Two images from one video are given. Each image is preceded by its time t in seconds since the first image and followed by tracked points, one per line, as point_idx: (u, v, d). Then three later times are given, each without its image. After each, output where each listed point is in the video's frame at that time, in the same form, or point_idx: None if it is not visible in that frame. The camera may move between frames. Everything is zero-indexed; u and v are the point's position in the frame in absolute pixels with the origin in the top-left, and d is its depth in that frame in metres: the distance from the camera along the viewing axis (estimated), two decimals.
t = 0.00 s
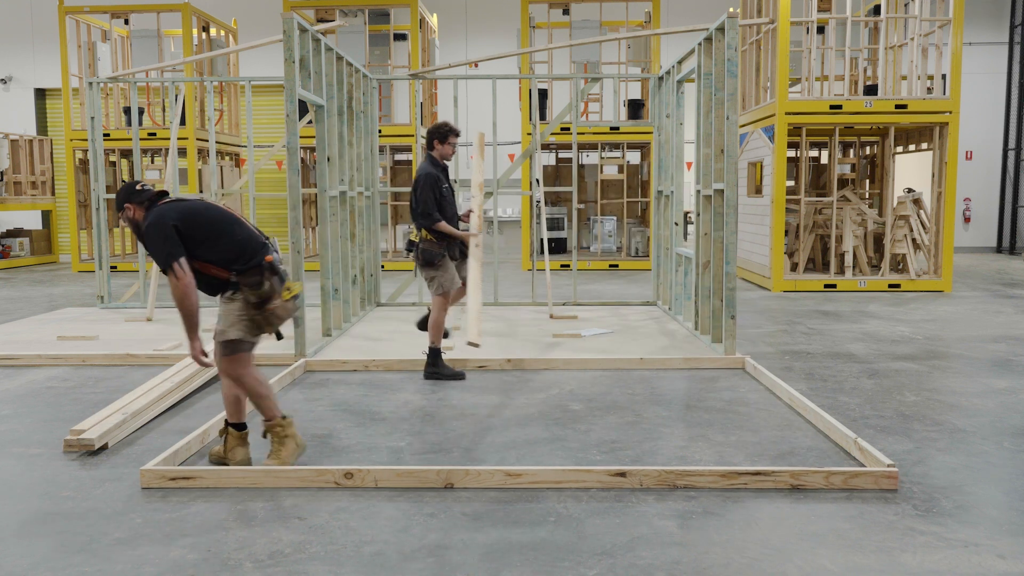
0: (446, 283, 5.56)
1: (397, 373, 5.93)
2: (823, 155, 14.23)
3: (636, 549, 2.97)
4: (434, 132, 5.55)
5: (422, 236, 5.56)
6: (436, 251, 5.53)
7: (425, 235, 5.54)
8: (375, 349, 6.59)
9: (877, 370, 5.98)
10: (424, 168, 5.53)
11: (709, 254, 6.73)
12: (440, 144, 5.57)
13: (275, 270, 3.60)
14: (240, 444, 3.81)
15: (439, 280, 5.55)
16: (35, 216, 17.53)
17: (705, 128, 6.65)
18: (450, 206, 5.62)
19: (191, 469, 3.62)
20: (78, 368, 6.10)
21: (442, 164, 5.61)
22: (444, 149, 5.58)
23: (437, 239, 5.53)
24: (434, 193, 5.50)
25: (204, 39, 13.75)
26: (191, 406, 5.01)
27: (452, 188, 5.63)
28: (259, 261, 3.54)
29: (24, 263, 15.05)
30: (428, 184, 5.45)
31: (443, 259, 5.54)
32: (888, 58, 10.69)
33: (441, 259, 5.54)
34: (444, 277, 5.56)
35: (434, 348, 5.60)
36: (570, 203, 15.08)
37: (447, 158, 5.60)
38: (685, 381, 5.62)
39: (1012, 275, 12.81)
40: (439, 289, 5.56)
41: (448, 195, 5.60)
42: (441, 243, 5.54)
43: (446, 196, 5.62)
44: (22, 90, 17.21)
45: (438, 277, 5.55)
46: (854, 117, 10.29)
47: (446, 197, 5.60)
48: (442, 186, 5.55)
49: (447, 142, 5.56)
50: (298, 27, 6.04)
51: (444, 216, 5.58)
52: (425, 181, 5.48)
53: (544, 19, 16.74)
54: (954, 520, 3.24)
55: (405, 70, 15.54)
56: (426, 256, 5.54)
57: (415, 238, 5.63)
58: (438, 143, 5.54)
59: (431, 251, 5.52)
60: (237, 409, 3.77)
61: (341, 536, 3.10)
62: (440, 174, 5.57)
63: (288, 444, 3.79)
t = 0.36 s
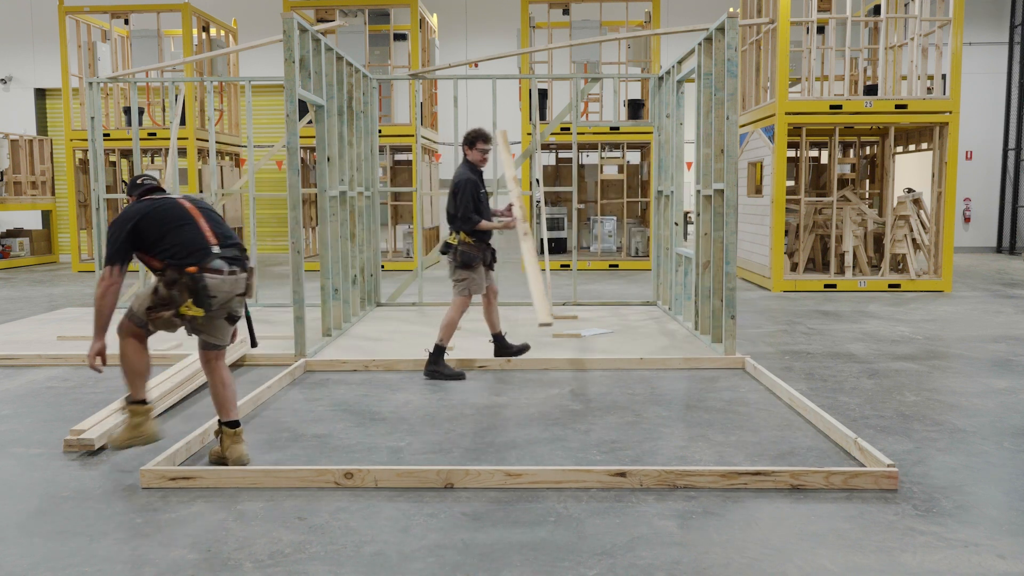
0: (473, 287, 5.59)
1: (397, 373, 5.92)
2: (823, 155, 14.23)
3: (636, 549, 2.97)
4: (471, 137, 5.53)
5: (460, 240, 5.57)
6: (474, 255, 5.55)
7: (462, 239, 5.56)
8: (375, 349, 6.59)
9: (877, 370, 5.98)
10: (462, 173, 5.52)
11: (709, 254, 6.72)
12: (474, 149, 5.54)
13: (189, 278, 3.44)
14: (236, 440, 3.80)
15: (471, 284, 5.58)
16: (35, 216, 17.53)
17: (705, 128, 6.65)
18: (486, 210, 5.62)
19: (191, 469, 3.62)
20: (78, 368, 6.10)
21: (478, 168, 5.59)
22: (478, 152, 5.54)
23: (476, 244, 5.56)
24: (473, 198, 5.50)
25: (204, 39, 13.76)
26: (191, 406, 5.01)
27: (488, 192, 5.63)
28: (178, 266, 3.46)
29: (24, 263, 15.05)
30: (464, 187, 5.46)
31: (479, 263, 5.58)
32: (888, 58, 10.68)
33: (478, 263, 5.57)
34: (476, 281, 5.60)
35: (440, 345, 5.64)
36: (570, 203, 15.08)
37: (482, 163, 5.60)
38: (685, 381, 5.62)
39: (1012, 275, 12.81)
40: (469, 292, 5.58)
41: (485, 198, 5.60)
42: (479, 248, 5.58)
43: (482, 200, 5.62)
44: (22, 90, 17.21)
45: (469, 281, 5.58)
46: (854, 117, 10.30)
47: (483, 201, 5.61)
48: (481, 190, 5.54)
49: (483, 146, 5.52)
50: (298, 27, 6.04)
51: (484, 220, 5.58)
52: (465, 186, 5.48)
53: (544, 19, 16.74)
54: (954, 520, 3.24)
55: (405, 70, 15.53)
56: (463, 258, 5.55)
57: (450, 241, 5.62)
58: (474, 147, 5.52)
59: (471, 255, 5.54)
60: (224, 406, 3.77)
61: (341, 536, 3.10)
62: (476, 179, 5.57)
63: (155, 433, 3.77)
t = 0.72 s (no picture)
0: (528, 276, 5.68)
1: (397, 373, 5.93)
2: (823, 155, 14.24)
3: (636, 549, 2.97)
4: (508, 133, 5.66)
5: (502, 233, 5.69)
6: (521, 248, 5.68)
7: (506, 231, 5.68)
8: (375, 349, 6.59)
9: (877, 370, 5.98)
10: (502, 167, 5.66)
11: (709, 254, 6.72)
12: (512, 143, 5.67)
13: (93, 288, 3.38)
14: (221, 437, 3.83)
15: (525, 274, 5.68)
16: (35, 216, 17.54)
17: (705, 128, 6.65)
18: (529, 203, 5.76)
19: (191, 469, 3.62)
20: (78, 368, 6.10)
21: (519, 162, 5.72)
22: (516, 146, 5.67)
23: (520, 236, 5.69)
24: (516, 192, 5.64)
25: (204, 39, 13.76)
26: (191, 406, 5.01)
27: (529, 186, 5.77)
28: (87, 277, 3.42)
29: (24, 263, 15.04)
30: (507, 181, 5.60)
31: (526, 254, 5.69)
32: (888, 58, 10.68)
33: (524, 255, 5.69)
34: (528, 271, 5.69)
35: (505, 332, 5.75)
36: (570, 203, 15.08)
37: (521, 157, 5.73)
38: (685, 381, 5.61)
39: (1012, 275, 12.82)
40: (523, 282, 5.68)
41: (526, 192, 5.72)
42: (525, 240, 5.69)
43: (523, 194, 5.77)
44: (22, 90, 17.21)
45: (520, 271, 5.69)
46: (854, 117, 10.29)
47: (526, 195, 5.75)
48: (522, 184, 5.67)
49: (520, 139, 5.65)
50: (298, 27, 6.04)
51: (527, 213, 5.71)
52: (507, 181, 5.62)
53: (544, 19, 16.74)
54: (955, 519, 3.24)
55: (405, 70, 15.53)
56: (508, 250, 5.68)
57: (494, 236, 5.75)
58: (512, 142, 5.66)
59: (517, 247, 5.66)
60: (202, 407, 3.78)
61: (341, 536, 3.10)
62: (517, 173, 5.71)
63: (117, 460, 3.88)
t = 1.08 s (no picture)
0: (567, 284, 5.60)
1: (397, 373, 5.93)
2: (823, 155, 14.24)
3: (636, 549, 2.97)
4: (553, 141, 5.55)
5: (542, 243, 5.61)
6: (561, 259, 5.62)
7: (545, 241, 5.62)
8: (375, 349, 6.59)
9: (877, 370, 5.98)
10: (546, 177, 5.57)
11: (708, 254, 6.72)
12: (556, 151, 5.56)
13: (67, 285, 3.50)
14: (214, 437, 3.83)
15: (562, 283, 5.60)
16: (35, 216, 17.54)
17: (705, 128, 6.65)
18: (569, 212, 5.70)
19: (191, 469, 3.62)
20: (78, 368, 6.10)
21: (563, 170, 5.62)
22: (560, 155, 5.56)
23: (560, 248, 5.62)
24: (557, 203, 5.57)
25: (204, 39, 13.76)
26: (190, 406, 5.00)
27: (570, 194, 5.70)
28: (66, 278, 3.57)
29: (24, 263, 15.04)
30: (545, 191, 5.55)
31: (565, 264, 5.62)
32: (888, 58, 10.68)
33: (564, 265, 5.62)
34: (567, 280, 5.62)
35: (583, 345, 5.66)
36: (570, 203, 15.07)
37: (564, 165, 5.61)
38: (685, 381, 5.62)
39: (1012, 275, 12.82)
40: (563, 292, 5.60)
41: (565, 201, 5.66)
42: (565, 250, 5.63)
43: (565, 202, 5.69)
44: (22, 90, 17.21)
45: (559, 281, 5.61)
46: (854, 117, 10.29)
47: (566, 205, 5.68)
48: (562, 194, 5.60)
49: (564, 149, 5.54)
50: (298, 27, 6.04)
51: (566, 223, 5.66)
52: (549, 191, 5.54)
53: (544, 19, 16.74)
54: (955, 520, 3.24)
55: (405, 70, 15.53)
56: (548, 261, 5.60)
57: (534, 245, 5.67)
58: (557, 151, 5.54)
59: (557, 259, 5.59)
60: (193, 408, 3.80)
61: (341, 536, 3.10)
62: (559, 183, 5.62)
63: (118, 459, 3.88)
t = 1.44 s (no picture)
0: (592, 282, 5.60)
1: (396, 373, 5.93)
2: (823, 155, 14.24)
3: (636, 549, 2.97)
4: (597, 143, 5.45)
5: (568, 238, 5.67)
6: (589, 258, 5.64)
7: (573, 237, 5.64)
8: (374, 349, 6.59)
9: (877, 370, 5.98)
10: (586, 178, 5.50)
11: (708, 254, 6.72)
12: (601, 153, 5.45)
13: (66, 287, 3.51)
14: (216, 439, 3.82)
15: (588, 281, 5.62)
16: (34, 216, 17.54)
17: (705, 128, 6.65)
18: (604, 215, 5.65)
19: (191, 469, 3.62)
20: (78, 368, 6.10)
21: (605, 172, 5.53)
22: (605, 157, 5.46)
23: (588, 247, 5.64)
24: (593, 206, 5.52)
25: (204, 39, 13.76)
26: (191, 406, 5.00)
27: (609, 195, 5.64)
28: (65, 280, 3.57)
29: (24, 263, 15.03)
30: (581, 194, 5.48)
31: (589, 261, 5.64)
32: (888, 58, 10.68)
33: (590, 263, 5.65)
34: (591, 279, 5.63)
35: (592, 346, 5.65)
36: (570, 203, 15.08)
37: (607, 168, 5.51)
38: (685, 381, 5.61)
39: (1012, 275, 12.82)
40: (587, 288, 5.61)
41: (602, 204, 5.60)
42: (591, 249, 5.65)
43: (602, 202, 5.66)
44: (22, 90, 17.22)
45: (582, 278, 5.63)
46: (854, 117, 10.29)
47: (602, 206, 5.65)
48: (599, 197, 5.54)
49: (609, 152, 5.44)
50: (298, 27, 6.04)
51: (599, 225, 5.63)
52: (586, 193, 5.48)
53: (544, 19, 16.74)
54: (954, 520, 3.24)
55: (405, 70, 15.52)
56: (571, 256, 5.64)
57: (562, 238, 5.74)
58: (600, 154, 5.44)
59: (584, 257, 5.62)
60: (195, 410, 3.77)
61: (341, 536, 3.10)
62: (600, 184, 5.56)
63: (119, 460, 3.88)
